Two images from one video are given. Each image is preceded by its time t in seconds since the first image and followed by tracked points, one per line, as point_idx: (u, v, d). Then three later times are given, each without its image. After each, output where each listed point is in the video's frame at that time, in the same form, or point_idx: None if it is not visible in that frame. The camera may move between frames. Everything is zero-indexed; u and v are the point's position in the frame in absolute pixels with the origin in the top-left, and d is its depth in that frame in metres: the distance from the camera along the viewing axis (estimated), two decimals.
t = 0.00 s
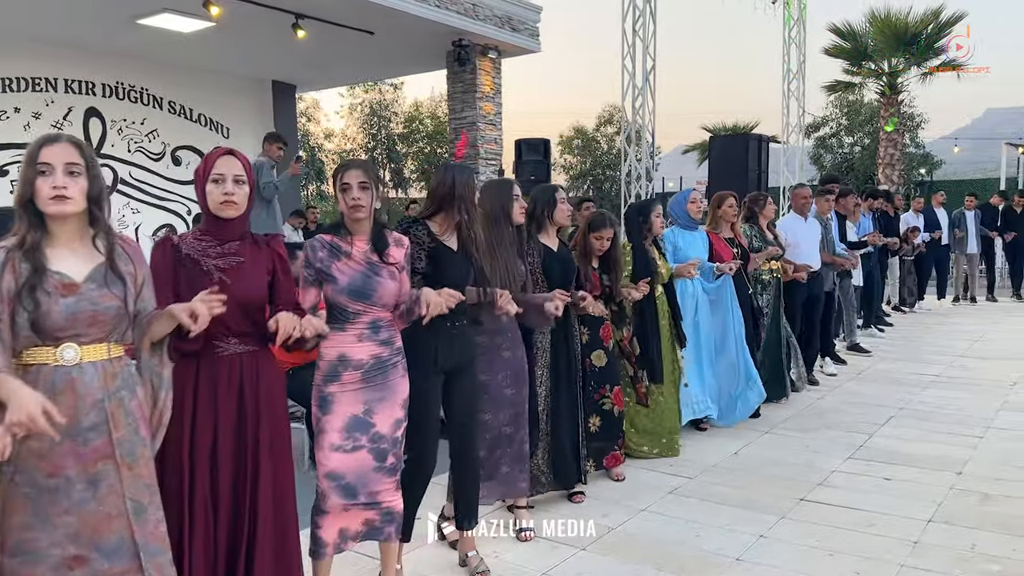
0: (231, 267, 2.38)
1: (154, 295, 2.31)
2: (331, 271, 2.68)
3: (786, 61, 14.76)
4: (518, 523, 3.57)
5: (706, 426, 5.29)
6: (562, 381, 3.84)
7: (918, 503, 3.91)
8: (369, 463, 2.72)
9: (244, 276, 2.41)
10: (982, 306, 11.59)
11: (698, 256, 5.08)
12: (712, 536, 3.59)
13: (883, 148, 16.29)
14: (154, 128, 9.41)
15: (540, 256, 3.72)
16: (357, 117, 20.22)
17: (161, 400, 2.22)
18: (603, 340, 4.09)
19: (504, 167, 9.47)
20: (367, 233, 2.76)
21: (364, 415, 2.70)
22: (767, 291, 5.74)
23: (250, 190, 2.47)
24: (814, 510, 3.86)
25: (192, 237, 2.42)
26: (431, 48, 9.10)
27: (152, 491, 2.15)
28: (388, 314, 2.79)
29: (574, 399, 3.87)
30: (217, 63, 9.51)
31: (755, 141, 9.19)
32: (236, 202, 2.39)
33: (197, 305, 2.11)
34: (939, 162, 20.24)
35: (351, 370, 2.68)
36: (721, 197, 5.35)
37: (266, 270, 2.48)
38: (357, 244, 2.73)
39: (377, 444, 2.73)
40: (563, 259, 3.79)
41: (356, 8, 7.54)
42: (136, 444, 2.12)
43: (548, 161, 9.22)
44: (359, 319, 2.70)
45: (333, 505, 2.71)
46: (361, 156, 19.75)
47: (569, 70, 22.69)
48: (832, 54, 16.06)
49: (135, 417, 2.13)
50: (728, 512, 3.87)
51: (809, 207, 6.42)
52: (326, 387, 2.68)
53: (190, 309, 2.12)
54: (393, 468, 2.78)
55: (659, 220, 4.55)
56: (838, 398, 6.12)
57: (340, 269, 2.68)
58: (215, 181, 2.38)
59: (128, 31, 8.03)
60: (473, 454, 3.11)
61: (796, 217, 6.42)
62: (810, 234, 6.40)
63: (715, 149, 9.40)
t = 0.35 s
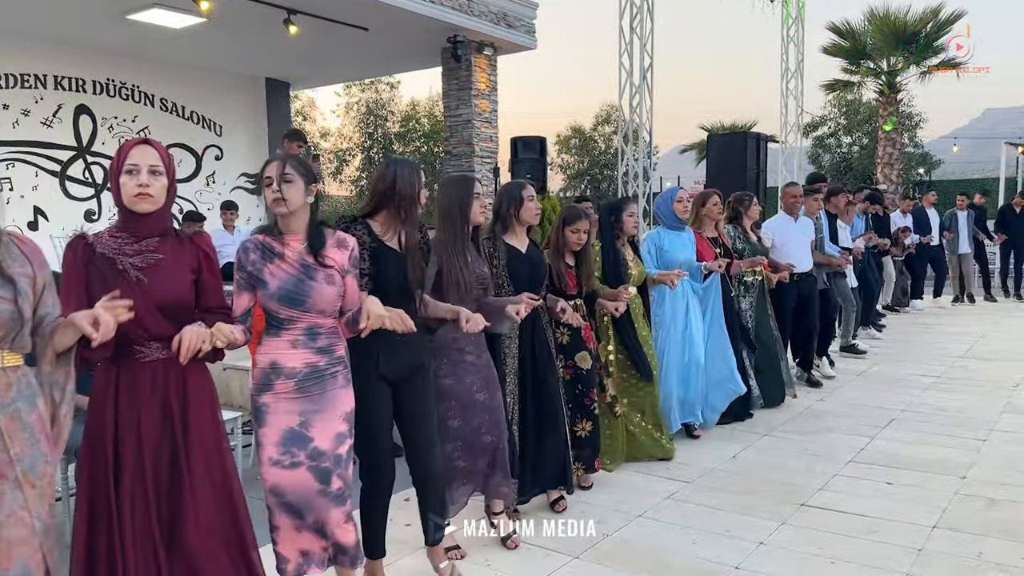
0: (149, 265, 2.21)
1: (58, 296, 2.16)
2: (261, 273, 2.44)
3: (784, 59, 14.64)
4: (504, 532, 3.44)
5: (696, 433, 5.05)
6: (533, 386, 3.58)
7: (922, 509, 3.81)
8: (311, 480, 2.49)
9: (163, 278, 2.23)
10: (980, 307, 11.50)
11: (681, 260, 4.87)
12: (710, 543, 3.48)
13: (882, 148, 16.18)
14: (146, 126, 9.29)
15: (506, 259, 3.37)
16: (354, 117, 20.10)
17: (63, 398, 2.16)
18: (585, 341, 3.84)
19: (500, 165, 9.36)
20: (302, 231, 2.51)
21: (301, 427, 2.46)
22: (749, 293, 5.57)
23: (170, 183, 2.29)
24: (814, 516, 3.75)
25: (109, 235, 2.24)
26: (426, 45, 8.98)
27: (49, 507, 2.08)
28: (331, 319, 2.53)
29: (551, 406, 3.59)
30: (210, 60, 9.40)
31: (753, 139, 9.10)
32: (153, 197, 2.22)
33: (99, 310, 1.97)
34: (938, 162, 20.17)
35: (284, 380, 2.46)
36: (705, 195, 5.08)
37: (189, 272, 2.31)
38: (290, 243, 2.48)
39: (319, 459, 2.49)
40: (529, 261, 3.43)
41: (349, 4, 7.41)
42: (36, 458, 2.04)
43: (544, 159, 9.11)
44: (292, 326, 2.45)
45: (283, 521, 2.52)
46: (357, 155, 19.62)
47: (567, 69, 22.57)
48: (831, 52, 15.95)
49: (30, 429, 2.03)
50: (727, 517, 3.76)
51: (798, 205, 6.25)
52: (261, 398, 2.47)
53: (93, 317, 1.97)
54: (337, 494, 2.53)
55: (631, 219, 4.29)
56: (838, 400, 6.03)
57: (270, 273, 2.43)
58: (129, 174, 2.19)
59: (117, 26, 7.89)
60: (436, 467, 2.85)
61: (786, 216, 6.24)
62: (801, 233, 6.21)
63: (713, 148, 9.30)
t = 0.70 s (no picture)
0: (88, 274, 2.07)
1: None
2: (209, 280, 2.20)
3: (787, 59, 14.55)
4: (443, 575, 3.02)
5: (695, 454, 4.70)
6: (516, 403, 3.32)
7: (932, 518, 3.72)
8: (246, 511, 2.23)
9: (108, 286, 2.09)
10: (985, 310, 11.39)
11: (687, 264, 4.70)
12: (715, 554, 3.39)
13: (886, 148, 16.04)
14: (143, 126, 9.21)
15: (491, 264, 3.27)
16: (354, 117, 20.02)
17: None
18: (576, 357, 3.57)
19: (500, 165, 9.28)
20: (261, 235, 2.27)
21: (242, 453, 2.20)
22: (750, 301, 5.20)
23: (112, 186, 2.15)
24: (823, 526, 3.65)
25: (48, 243, 2.10)
26: (425, 43, 8.87)
27: None
28: (283, 335, 2.27)
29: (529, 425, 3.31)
30: (208, 58, 9.31)
31: (756, 139, 9.02)
32: (93, 198, 2.08)
33: (74, 316, 1.89)
34: (941, 163, 20.09)
35: (226, 400, 2.20)
36: (704, 197, 4.96)
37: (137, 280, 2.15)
38: (246, 248, 2.24)
39: (258, 491, 2.22)
40: (518, 267, 3.32)
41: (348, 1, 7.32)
42: None
43: (545, 159, 9.02)
44: (238, 341, 2.20)
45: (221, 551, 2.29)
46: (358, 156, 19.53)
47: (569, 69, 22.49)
48: (834, 52, 15.86)
49: None
50: (731, 527, 3.66)
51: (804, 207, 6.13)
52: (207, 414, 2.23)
53: (69, 322, 1.89)
54: (254, 530, 2.23)
55: (626, 221, 4.10)
56: (842, 404, 5.94)
57: (216, 281, 2.19)
58: (66, 175, 2.06)
59: (114, 24, 7.79)
60: (378, 502, 2.53)
61: (791, 217, 6.13)
62: (806, 236, 6.10)
63: (715, 148, 9.21)
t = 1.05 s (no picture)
0: (27, 279, 1.90)
1: None
2: (156, 285, 2.02)
3: (793, 58, 14.46)
4: None
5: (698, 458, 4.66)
6: (508, 413, 3.25)
7: (941, 524, 3.64)
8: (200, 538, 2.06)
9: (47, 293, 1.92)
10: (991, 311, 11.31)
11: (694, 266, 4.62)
12: (719, 561, 3.31)
13: (892, 148, 15.95)
14: (145, 125, 9.18)
15: (487, 264, 3.20)
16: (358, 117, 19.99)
17: None
18: (572, 361, 3.53)
19: (503, 164, 9.21)
20: (210, 237, 2.12)
21: (191, 475, 2.03)
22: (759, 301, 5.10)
23: (64, 186, 1.98)
24: (830, 532, 3.58)
25: None
26: (428, 42, 8.81)
27: None
28: (236, 343, 2.11)
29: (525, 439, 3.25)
30: (210, 57, 9.27)
31: (762, 138, 8.94)
32: (40, 197, 1.91)
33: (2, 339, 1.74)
34: (948, 163, 19.97)
35: (177, 416, 2.02)
36: (711, 196, 4.90)
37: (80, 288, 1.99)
38: (194, 251, 2.07)
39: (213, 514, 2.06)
40: (515, 267, 3.26)
41: None
42: None
43: (548, 159, 8.95)
44: (189, 352, 2.03)
45: None
46: (361, 156, 19.49)
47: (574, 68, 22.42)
48: (840, 51, 15.76)
49: None
50: (735, 533, 3.59)
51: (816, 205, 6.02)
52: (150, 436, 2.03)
53: None
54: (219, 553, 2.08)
55: (633, 218, 4.02)
56: (849, 407, 5.86)
57: (164, 285, 2.02)
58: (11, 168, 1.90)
59: (115, 23, 7.75)
60: (359, 522, 2.47)
61: (801, 216, 6.03)
62: (816, 236, 6.02)
63: (721, 148, 9.14)
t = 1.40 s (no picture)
0: None
1: None
2: (93, 284, 1.94)
3: (802, 57, 14.33)
4: None
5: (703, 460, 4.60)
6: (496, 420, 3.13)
7: (950, 530, 3.55)
8: (161, 547, 2.00)
9: None
10: (1001, 311, 11.18)
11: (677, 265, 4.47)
12: (721, 567, 3.24)
13: (902, 147, 15.80)
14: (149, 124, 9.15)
15: (467, 263, 3.10)
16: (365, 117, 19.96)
17: None
18: (567, 361, 3.48)
19: (508, 163, 9.14)
20: (149, 232, 2.03)
21: (142, 481, 1.96)
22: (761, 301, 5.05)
23: None
24: (836, 537, 3.50)
25: None
26: (433, 40, 8.75)
27: None
28: (183, 341, 2.06)
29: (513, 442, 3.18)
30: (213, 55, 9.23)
31: (769, 136, 8.84)
32: None
33: None
34: (958, 162, 19.79)
35: (124, 420, 1.94)
36: (707, 193, 4.75)
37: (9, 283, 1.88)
38: (135, 247, 2.00)
39: (171, 519, 2.01)
40: (492, 265, 3.17)
41: None
42: None
43: (553, 157, 8.87)
44: (136, 352, 1.96)
45: None
46: (368, 155, 19.45)
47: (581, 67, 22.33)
48: (849, 49, 15.62)
49: None
50: (738, 538, 3.52)
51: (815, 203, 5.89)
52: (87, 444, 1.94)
53: None
54: (191, 557, 2.06)
55: (625, 216, 3.94)
56: (857, 409, 5.77)
57: (105, 283, 1.94)
58: None
59: (118, 21, 7.72)
60: (331, 533, 2.41)
61: (802, 215, 5.85)
62: (812, 236, 5.85)
63: (728, 146, 9.05)
